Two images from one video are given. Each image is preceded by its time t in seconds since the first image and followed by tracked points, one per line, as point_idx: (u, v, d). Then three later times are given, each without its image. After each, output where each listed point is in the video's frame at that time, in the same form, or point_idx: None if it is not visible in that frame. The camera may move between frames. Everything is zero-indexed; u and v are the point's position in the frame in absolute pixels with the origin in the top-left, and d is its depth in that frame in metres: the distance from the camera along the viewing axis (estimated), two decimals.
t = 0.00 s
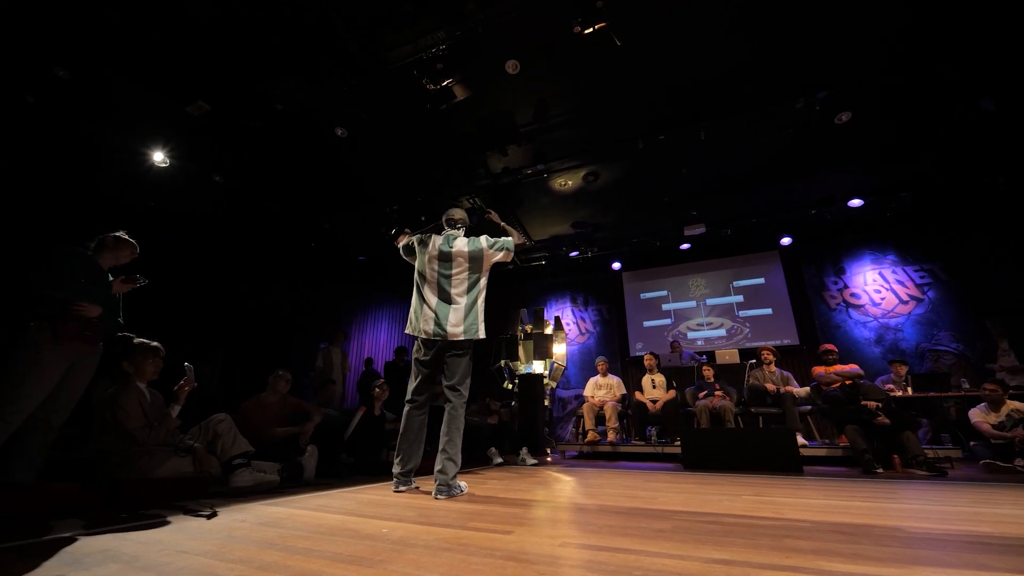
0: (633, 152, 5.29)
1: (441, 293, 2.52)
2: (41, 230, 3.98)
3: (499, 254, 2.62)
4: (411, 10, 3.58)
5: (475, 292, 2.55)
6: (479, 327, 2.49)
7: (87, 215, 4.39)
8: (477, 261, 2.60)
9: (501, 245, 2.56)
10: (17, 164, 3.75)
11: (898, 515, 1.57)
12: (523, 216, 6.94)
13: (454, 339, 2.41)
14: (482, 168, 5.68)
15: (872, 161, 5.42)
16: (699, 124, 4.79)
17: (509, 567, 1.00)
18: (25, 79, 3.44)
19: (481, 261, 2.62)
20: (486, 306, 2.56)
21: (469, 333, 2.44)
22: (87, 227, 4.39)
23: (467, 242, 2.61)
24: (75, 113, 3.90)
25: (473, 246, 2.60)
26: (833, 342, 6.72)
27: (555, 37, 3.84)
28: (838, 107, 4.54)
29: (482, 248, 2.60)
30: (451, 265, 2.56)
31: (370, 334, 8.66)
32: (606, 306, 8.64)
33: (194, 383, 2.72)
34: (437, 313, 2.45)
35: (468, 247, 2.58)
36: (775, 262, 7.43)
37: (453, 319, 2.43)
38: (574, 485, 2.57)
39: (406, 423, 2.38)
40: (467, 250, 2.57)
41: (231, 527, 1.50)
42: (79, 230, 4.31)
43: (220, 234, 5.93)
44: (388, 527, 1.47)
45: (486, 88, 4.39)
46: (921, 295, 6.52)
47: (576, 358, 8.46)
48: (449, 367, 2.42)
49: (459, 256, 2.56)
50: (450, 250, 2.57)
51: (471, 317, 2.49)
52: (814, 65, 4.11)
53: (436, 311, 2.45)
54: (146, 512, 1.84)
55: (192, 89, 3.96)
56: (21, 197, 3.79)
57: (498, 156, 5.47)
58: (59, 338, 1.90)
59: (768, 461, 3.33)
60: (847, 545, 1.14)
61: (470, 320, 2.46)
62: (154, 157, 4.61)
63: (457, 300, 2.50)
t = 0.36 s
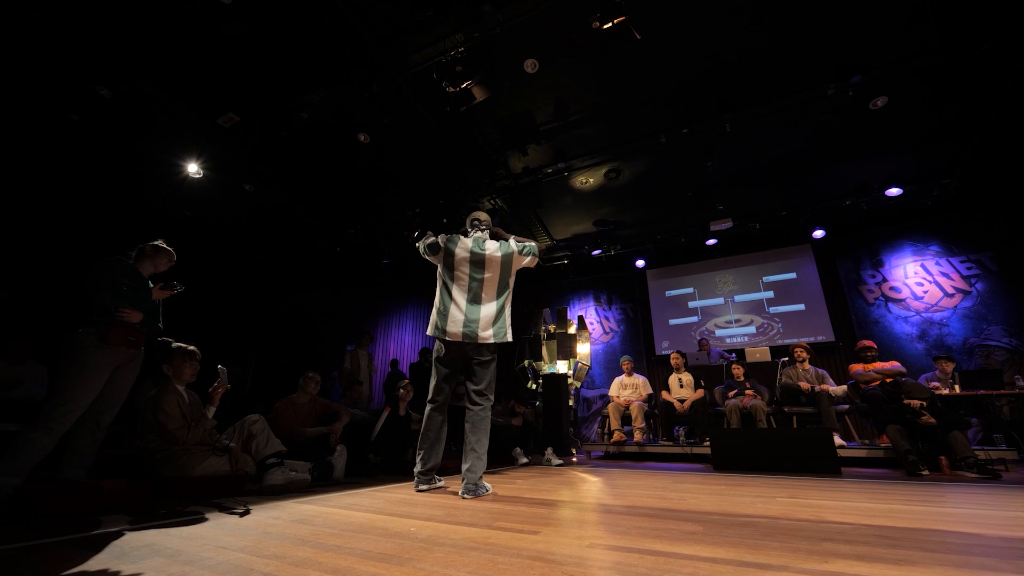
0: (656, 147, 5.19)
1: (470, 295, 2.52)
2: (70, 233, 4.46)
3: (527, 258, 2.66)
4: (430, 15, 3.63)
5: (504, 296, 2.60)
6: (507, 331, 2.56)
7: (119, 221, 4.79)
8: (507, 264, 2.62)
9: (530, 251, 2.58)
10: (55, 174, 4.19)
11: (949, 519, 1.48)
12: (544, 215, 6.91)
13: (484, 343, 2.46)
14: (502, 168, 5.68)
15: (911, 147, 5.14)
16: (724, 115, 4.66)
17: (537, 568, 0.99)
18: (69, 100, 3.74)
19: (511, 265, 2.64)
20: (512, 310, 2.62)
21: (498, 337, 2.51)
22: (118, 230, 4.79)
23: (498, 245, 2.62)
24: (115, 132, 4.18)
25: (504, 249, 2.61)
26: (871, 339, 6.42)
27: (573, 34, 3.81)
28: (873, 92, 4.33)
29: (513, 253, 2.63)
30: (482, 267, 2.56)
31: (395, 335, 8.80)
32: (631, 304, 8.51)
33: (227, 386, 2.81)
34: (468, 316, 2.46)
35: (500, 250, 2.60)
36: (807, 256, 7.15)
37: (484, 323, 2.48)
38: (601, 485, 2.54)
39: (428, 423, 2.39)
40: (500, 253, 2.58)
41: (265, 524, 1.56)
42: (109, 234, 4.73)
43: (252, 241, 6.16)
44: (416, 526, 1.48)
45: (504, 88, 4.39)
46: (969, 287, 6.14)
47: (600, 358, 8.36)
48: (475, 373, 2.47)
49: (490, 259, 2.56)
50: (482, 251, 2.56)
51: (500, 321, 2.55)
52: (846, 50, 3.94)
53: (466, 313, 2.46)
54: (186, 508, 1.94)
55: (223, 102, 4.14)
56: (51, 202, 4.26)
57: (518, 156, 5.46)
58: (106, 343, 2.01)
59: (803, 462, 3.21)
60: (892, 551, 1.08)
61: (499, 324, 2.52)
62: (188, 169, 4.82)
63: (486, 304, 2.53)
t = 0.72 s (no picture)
0: (671, 144, 5.13)
1: (469, 289, 2.59)
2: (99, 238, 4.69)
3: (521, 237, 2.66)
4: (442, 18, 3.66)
5: (502, 279, 2.56)
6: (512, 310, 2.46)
7: (144, 226, 4.99)
8: (499, 251, 2.63)
9: (515, 227, 2.57)
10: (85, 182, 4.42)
11: (983, 523, 1.42)
12: (557, 215, 6.89)
13: (487, 326, 2.43)
14: (516, 169, 5.68)
15: (940, 137, 4.96)
16: (741, 109, 4.58)
17: (556, 568, 0.99)
18: (97, 114, 3.91)
19: (503, 250, 2.64)
20: (515, 289, 2.52)
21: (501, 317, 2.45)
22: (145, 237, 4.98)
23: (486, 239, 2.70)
24: (141, 142, 4.36)
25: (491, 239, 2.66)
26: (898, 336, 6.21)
27: (587, 32, 3.80)
28: (897, 81, 4.20)
29: (500, 239, 2.64)
30: (474, 261, 2.64)
31: (411, 337, 8.89)
32: (647, 303, 8.42)
33: (248, 387, 2.89)
34: (467, 306, 2.50)
35: (487, 242, 2.66)
36: (829, 251, 6.97)
37: (482, 307, 2.45)
38: (619, 485, 2.52)
39: (442, 422, 2.40)
40: (486, 243, 2.64)
41: (286, 523, 1.59)
42: (135, 240, 4.93)
43: (272, 245, 6.30)
44: (434, 525, 1.50)
45: (518, 88, 4.40)
46: (1003, 281, 5.89)
47: (616, 357, 8.29)
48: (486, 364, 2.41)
49: (478, 251, 2.64)
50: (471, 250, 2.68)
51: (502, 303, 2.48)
52: (868, 38, 3.83)
53: (466, 305, 2.52)
54: (211, 507, 2.00)
55: (243, 109, 4.25)
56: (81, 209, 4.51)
57: (531, 156, 5.45)
58: (134, 345, 2.07)
59: (827, 462, 3.13)
60: (921, 553, 1.05)
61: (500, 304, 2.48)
62: (210, 176, 4.97)
63: (484, 290, 2.52)
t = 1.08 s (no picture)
0: (682, 140, 5.07)
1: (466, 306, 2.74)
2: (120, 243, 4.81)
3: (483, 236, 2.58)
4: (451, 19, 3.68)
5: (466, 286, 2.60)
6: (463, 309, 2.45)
7: (163, 231, 5.11)
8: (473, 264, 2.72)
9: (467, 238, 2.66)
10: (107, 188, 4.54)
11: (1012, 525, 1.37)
12: (568, 214, 6.87)
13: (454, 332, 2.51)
14: (525, 168, 5.67)
15: (962, 129, 4.82)
16: (754, 105, 4.50)
17: (570, 568, 0.99)
18: (117, 122, 4.02)
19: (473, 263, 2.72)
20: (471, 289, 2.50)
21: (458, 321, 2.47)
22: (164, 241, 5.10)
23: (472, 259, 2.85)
24: (159, 149, 4.47)
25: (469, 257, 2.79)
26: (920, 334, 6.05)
27: (596, 30, 3.78)
28: (917, 72, 4.09)
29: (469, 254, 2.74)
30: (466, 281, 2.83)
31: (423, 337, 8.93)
32: (659, 302, 8.34)
33: (264, 387, 2.93)
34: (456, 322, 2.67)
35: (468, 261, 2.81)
36: (847, 247, 6.83)
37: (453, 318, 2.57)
38: (632, 486, 2.49)
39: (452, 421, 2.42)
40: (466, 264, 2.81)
41: (301, 522, 1.61)
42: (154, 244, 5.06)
43: (286, 248, 6.40)
44: (447, 525, 1.50)
45: (527, 88, 4.40)
46: None
47: (628, 356, 8.23)
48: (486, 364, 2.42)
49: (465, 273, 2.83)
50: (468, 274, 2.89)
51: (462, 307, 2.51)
52: (885, 29, 3.74)
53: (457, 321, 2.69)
54: (230, 505, 2.04)
55: (257, 115, 4.33)
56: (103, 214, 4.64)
57: (541, 156, 5.44)
58: (155, 347, 2.13)
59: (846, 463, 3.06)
60: (944, 556, 1.02)
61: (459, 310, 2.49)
62: (225, 181, 5.07)
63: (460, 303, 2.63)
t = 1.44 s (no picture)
0: (689, 138, 5.04)
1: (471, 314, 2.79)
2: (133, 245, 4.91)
3: (475, 249, 2.52)
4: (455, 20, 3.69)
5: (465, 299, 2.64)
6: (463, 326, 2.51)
7: (174, 234, 5.19)
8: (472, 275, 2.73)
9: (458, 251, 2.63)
10: (120, 191, 4.63)
11: None
12: (575, 213, 6.85)
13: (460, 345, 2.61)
14: (531, 168, 5.66)
15: (977, 122, 4.73)
16: (761, 101, 4.46)
17: (576, 568, 0.99)
18: (129, 126, 4.09)
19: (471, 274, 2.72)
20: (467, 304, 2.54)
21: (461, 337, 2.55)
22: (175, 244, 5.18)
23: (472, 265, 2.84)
24: (170, 153, 4.54)
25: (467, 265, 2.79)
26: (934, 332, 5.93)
27: (601, 28, 3.77)
28: (929, 65, 4.02)
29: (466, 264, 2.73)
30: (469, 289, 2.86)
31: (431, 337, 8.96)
32: (667, 300, 8.29)
33: (273, 387, 2.96)
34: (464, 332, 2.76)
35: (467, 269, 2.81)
36: (858, 244, 6.73)
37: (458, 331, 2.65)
38: (640, 486, 2.48)
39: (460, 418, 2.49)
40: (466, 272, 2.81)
41: (311, 521, 1.62)
42: (166, 247, 5.14)
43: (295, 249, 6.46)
44: (455, 524, 1.51)
45: (532, 87, 4.40)
46: None
47: (636, 356, 8.20)
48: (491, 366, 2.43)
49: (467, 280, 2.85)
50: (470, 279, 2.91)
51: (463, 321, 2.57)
52: (895, 23, 3.69)
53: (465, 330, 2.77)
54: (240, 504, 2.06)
55: (266, 118, 4.38)
56: (118, 217, 4.73)
57: (547, 155, 5.43)
58: (166, 348, 2.15)
59: (858, 463, 3.02)
60: (957, 558, 1.00)
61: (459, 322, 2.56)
62: (235, 183, 5.13)
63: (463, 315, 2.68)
